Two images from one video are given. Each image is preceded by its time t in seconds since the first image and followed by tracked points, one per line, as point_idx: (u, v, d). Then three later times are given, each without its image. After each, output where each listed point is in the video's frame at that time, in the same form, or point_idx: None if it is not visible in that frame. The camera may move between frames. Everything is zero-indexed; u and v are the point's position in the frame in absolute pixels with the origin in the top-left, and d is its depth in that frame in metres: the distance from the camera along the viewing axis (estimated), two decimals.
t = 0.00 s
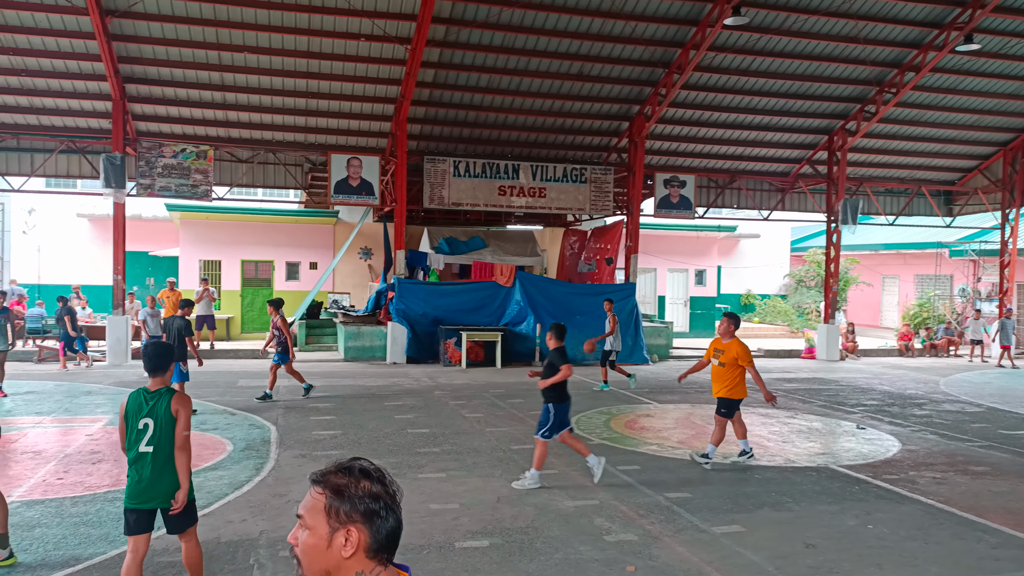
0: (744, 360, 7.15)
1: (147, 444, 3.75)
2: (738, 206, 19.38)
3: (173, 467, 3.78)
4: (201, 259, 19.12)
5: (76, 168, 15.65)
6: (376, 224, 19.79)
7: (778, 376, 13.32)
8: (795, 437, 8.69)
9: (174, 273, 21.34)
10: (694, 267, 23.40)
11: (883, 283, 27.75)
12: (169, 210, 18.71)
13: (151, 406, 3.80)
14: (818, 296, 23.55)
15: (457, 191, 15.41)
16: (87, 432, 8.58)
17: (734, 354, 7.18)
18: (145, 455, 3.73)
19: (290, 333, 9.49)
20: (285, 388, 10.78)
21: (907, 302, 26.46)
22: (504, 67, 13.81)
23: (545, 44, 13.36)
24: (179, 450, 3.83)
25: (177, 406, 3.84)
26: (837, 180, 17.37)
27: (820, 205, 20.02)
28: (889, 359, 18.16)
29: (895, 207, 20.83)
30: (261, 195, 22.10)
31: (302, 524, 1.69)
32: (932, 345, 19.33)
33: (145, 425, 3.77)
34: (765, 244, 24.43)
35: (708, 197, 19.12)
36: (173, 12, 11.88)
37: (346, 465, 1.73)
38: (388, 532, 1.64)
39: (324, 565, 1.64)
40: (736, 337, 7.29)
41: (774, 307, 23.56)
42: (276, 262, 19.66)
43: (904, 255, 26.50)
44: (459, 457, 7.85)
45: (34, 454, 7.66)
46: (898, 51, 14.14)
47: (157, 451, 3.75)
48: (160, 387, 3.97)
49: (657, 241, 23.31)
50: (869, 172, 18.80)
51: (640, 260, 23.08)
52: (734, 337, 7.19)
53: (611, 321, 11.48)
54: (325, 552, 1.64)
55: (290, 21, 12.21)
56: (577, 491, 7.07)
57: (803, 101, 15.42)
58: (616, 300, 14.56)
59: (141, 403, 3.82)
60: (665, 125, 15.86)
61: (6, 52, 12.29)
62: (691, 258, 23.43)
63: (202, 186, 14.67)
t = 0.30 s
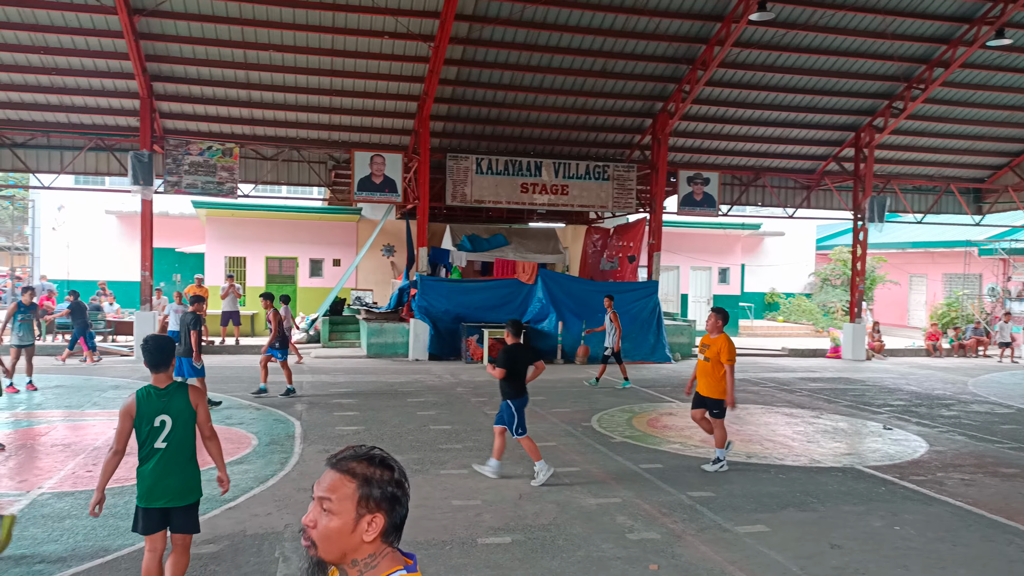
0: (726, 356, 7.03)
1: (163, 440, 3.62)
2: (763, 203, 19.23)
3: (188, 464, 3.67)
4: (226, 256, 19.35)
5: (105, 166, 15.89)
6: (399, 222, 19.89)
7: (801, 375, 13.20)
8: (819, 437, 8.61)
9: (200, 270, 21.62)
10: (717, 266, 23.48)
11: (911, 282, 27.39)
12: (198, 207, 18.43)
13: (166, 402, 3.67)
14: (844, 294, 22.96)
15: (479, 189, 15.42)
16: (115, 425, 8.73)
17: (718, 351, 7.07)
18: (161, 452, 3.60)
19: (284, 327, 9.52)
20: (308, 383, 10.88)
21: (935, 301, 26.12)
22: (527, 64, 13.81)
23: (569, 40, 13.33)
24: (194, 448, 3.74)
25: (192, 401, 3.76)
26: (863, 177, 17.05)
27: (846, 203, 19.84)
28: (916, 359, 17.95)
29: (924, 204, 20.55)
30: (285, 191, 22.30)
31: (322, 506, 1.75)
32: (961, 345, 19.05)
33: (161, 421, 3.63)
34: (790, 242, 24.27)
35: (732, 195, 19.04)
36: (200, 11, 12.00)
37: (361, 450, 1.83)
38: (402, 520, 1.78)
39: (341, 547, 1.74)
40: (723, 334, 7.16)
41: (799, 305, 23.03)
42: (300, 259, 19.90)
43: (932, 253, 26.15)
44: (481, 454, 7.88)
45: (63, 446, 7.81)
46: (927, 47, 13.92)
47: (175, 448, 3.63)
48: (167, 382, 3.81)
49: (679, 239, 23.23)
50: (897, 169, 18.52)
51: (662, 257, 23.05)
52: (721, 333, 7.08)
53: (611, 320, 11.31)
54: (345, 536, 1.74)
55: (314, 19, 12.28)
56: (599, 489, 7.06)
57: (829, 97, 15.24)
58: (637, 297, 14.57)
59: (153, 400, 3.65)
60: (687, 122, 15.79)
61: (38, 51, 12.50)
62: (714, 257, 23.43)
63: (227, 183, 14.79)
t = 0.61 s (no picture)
0: (699, 352, 6.98)
1: (173, 443, 3.50)
2: (788, 198, 19.06)
3: (198, 469, 3.54)
4: (251, 250, 19.46)
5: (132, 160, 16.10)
6: (421, 216, 19.97)
7: (826, 373, 13.07)
8: (844, 434, 8.54)
9: (225, 263, 21.88)
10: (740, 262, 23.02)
11: (938, 279, 27.03)
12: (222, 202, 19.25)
13: (180, 403, 3.54)
14: (870, 292, 23.13)
15: (502, 183, 15.43)
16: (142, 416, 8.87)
17: (693, 349, 7.04)
18: (171, 455, 3.48)
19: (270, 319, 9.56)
20: (330, 376, 10.98)
21: (964, 298, 25.78)
22: (550, 58, 13.79)
23: (592, 35, 13.24)
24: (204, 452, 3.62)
25: (207, 403, 3.63)
26: (891, 172, 16.98)
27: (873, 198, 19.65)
28: (944, 357, 17.72)
29: (954, 199, 20.27)
30: (308, 186, 22.48)
31: (319, 506, 1.82)
32: (989, 343, 18.79)
33: (173, 423, 3.51)
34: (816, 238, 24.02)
35: (757, 190, 18.72)
36: (227, 7, 12.12)
37: (343, 444, 1.90)
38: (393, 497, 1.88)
39: (347, 538, 1.82)
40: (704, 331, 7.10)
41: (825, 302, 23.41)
42: (323, 253, 19.98)
43: (960, 250, 25.78)
44: (502, 447, 7.91)
45: (91, 436, 7.95)
46: (957, 39, 13.67)
47: (186, 452, 3.51)
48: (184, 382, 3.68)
49: (703, 235, 22.90)
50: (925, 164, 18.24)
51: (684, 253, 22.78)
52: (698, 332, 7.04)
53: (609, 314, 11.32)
54: (349, 527, 1.82)
55: (339, 14, 12.37)
56: (620, 483, 7.06)
57: (856, 90, 15.04)
58: (658, 292, 14.56)
59: (168, 399, 3.53)
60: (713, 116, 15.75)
61: (66, 48, 12.66)
62: (737, 253, 22.98)
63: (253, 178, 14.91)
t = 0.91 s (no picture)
0: (682, 352, 7.13)
1: (170, 448, 3.41)
2: (804, 199, 18.96)
3: (194, 479, 3.42)
4: (267, 250, 19.58)
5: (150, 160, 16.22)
6: (435, 216, 20.02)
7: (842, 375, 12.98)
8: (860, 437, 8.48)
9: (242, 263, 22.02)
10: (756, 263, 23.05)
11: (956, 281, 26.80)
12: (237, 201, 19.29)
13: (180, 407, 3.45)
14: (887, 293, 22.91)
15: (516, 184, 15.44)
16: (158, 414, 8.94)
17: (671, 346, 7.19)
18: (167, 460, 3.40)
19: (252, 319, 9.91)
20: (344, 375, 11.03)
21: (982, 301, 25.54)
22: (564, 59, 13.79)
23: (605, 35, 13.22)
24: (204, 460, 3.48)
25: (209, 412, 3.48)
26: (908, 173, 16.84)
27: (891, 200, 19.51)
28: (962, 359, 17.57)
29: (972, 200, 20.10)
30: (323, 187, 22.62)
31: (323, 503, 1.81)
32: (1009, 346, 18.58)
33: (172, 426, 3.43)
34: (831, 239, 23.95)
35: (772, 191, 18.73)
36: (243, 9, 12.20)
37: (342, 442, 1.90)
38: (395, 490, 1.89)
39: (352, 534, 1.81)
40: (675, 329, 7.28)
41: (840, 305, 23.22)
42: (338, 253, 20.03)
43: (979, 252, 25.56)
44: (516, 448, 7.91)
45: (108, 434, 8.01)
46: (976, 38, 13.54)
47: (181, 459, 3.40)
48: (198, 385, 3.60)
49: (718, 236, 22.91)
50: (943, 165, 18.10)
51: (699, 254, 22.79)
52: (673, 327, 7.19)
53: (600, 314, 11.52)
54: (355, 523, 1.82)
55: (354, 16, 12.44)
56: (634, 485, 7.04)
57: (873, 91, 14.92)
58: (675, 294, 14.41)
59: (171, 402, 3.47)
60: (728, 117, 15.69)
61: (85, 48, 12.77)
62: (753, 253, 22.96)
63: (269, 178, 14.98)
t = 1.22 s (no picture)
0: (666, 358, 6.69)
1: (196, 453, 3.30)
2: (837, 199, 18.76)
3: (222, 483, 3.32)
4: (298, 251, 19.80)
5: (184, 163, 16.48)
6: (464, 218, 20.06)
7: (876, 378, 12.78)
8: (896, 441, 8.35)
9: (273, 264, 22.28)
10: (788, 263, 22.88)
11: (994, 283, 26.28)
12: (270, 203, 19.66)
13: (204, 410, 3.34)
14: (923, 296, 22.24)
15: (545, 185, 15.43)
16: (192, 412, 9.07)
17: (657, 352, 6.74)
18: (193, 465, 3.29)
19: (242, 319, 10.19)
20: (374, 376, 11.13)
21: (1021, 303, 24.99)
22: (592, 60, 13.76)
23: (636, 35, 13.18)
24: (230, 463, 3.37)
25: (234, 414, 3.36)
26: (945, 173, 16.54)
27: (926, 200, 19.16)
28: (1000, 363, 17.20)
29: (1010, 200, 19.71)
30: (353, 189, 22.84)
31: (363, 499, 1.79)
32: None
33: (196, 430, 3.32)
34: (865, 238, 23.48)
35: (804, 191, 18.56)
36: (275, 13, 12.34)
37: (381, 437, 1.88)
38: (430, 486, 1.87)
39: (391, 530, 1.79)
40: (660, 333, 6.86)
41: (874, 306, 22.70)
42: (368, 254, 20.19)
43: (1018, 253, 25.05)
44: (546, 449, 7.91)
45: (144, 432, 8.15)
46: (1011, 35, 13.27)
47: (207, 463, 3.30)
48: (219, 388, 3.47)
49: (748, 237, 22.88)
50: (980, 165, 17.76)
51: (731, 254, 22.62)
52: (659, 333, 6.75)
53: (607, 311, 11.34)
54: (393, 518, 1.79)
55: (384, 19, 12.52)
56: (666, 487, 7.01)
57: (907, 90, 14.70)
58: (704, 294, 14.39)
59: (195, 405, 3.36)
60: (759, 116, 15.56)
61: (122, 53, 13.01)
62: (784, 254, 22.84)
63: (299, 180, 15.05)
